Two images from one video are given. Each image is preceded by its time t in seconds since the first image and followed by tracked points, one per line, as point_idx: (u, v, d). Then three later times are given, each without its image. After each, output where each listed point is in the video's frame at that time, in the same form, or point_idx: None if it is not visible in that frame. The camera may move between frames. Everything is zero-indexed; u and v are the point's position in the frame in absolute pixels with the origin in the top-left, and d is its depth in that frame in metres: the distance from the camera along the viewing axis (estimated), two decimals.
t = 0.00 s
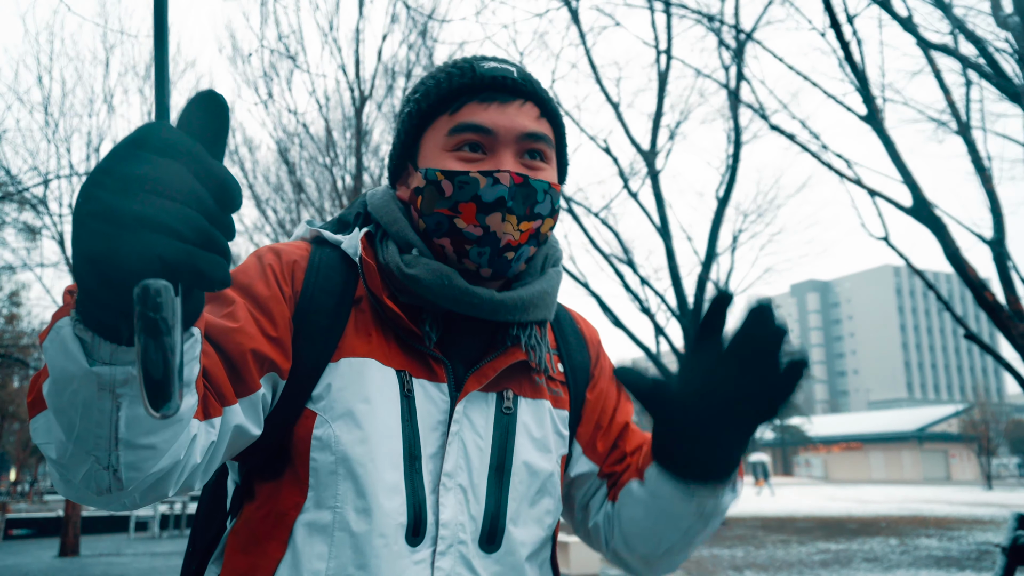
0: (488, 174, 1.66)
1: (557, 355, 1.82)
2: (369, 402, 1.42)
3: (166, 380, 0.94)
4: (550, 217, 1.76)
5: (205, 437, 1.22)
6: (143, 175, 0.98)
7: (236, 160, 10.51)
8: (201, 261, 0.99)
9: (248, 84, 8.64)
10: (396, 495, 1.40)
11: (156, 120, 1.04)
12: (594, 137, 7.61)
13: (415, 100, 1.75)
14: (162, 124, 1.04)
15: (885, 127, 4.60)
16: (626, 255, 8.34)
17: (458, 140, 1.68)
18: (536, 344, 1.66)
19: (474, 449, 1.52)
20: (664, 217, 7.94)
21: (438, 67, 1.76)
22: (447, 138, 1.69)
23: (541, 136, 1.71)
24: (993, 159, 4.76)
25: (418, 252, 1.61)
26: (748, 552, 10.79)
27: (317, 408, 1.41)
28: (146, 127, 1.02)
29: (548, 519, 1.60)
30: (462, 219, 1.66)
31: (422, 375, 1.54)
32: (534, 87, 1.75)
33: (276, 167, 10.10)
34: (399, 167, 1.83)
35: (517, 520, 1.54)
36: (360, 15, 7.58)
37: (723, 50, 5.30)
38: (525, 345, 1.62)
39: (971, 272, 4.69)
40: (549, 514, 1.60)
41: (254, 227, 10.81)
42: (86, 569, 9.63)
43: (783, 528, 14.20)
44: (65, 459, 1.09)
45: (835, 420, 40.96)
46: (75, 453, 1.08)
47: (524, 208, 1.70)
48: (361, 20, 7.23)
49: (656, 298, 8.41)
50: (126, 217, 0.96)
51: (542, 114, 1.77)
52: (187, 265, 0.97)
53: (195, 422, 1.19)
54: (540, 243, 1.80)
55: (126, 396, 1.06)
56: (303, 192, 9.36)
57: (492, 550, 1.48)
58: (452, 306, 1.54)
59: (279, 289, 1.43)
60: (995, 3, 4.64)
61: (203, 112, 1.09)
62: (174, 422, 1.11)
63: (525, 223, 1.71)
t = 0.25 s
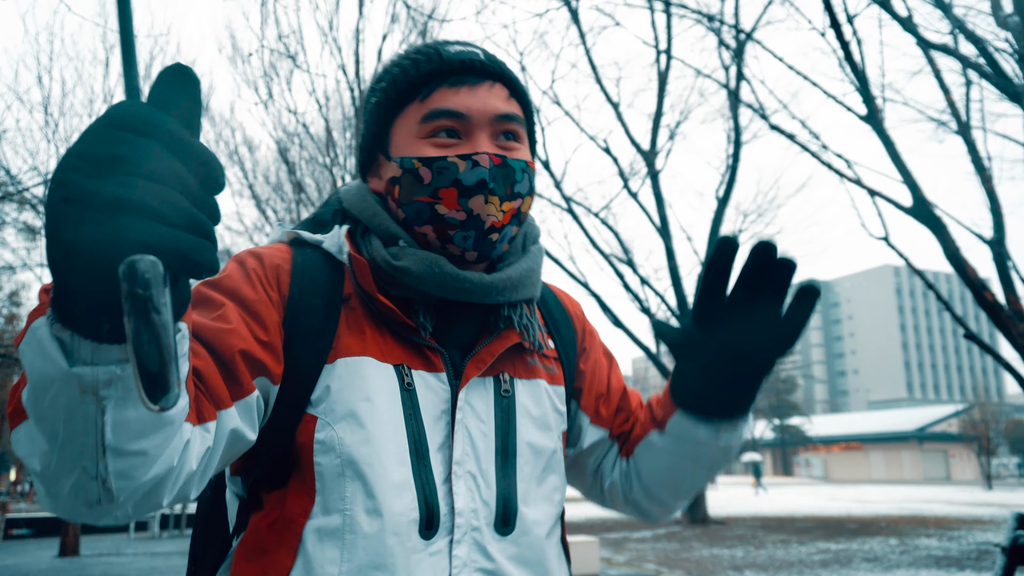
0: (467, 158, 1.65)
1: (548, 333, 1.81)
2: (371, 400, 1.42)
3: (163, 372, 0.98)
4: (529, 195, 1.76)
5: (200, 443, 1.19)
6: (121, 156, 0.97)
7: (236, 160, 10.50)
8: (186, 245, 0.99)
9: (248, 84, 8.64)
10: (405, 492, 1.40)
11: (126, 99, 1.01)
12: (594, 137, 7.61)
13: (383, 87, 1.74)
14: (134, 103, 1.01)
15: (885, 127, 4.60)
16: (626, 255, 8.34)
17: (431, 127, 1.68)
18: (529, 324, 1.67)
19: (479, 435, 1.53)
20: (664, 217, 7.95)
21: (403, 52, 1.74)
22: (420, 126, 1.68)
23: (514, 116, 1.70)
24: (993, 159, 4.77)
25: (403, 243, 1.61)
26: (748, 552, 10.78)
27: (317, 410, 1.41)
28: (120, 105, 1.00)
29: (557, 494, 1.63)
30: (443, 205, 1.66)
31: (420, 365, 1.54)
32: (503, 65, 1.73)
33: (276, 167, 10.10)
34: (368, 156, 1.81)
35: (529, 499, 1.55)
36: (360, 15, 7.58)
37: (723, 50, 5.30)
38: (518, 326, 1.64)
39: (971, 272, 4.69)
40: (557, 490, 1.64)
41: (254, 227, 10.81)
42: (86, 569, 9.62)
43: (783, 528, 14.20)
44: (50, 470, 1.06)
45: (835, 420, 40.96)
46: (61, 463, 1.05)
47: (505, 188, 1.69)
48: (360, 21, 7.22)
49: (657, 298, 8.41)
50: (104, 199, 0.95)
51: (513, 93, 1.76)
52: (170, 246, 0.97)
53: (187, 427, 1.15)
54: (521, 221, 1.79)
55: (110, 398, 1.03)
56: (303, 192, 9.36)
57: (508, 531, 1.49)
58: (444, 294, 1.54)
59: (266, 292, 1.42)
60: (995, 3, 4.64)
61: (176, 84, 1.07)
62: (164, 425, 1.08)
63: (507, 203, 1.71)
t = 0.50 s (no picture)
0: (466, 189, 1.66)
1: (537, 314, 1.84)
2: (357, 421, 1.42)
3: (168, 427, 1.04)
4: (512, 216, 1.80)
5: (201, 489, 1.23)
6: (105, 199, 0.94)
7: (236, 160, 10.52)
8: (181, 286, 0.98)
9: (248, 84, 8.67)
10: (406, 504, 1.41)
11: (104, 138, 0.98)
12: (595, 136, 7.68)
13: (364, 95, 1.66)
14: (114, 142, 0.99)
15: (885, 127, 4.61)
16: (626, 255, 8.35)
17: (423, 147, 1.64)
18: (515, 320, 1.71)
19: (482, 431, 1.54)
20: (663, 217, 7.95)
21: (386, 57, 1.69)
22: (411, 144, 1.64)
23: (507, 131, 1.68)
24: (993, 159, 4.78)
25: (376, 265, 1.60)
26: (748, 552, 10.78)
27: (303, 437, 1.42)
28: (98, 146, 0.97)
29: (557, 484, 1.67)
30: (438, 236, 1.68)
31: (411, 367, 1.54)
32: (490, 74, 1.71)
33: (276, 167, 10.10)
34: (340, 167, 1.74)
35: (533, 492, 1.59)
36: (360, 15, 7.58)
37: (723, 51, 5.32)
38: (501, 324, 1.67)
39: (971, 272, 4.69)
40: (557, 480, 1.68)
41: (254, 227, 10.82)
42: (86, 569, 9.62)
43: (782, 528, 14.19)
44: (52, 533, 1.04)
45: (835, 420, 40.95)
46: (63, 523, 1.04)
47: (501, 216, 1.73)
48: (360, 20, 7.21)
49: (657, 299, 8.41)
50: (91, 246, 0.92)
51: (501, 100, 1.74)
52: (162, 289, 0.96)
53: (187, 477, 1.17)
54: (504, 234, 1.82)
55: (112, 451, 1.02)
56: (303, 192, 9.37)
57: (520, 526, 1.52)
58: (421, 311, 1.56)
59: (239, 321, 1.39)
60: (994, 3, 4.65)
61: (154, 117, 1.06)
62: (167, 477, 1.09)
63: (501, 231, 1.76)
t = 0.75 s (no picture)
0: (486, 164, 1.67)
1: (536, 313, 1.86)
2: (363, 418, 1.44)
3: (166, 472, 0.93)
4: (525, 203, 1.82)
5: (200, 504, 1.22)
6: (93, 245, 0.94)
7: (236, 160, 10.54)
8: (171, 327, 0.97)
9: (248, 84, 8.69)
10: (415, 501, 1.41)
11: (91, 182, 0.98)
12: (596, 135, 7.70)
13: (381, 75, 1.68)
14: (101, 187, 0.99)
15: (885, 127, 4.62)
16: (626, 255, 8.35)
17: (443, 125, 1.66)
18: (519, 317, 1.71)
19: (483, 429, 1.56)
20: (664, 217, 7.96)
21: (402, 42, 1.72)
22: (432, 122, 1.66)
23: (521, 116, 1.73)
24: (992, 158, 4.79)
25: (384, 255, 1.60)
26: (748, 552, 10.78)
27: (309, 436, 1.43)
28: (88, 187, 0.98)
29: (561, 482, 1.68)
30: (458, 212, 1.68)
31: (415, 366, 1.56)
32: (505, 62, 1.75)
33: (276, 167, 10.12)
34: (353, 150, 1.76)
35: (536, 489, 1.60)
36: (361, 15, 7.59)
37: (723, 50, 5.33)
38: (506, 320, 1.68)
39: (971, 272, 4.70)
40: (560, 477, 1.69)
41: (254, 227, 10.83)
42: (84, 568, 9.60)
43: (781, 528, 14.18)
44: (54, 562, 1.06)
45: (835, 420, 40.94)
46: (63, 553, 1.05)
47: (519, 195, 1.75)
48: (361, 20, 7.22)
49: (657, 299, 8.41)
50: (80, 292, 0.93)
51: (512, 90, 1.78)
52: (153, 332, 0.95)
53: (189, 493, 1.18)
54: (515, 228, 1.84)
55: (110, 484, 1.05)
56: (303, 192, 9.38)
57: (524, 525, 1.53)
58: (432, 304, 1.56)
59: (240, 326, 1.41)
60: (994, 3, 4.67)
61: (137, 161, 1.03)
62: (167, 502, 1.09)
63: (517, 211, 1.77)
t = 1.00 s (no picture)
0: (476, 158, 1.67)
1: (534, 312, 1.87)
2: (361, 411, 1.44)
3: (158, 456, 0.98)
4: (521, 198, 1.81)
5: (201, 495, 1.22)
6: (92, 229, 0.94)
7: (236, 160, 10.54)
8: (169, 311, 0.97)
9: (248, 84, 8.68)
10: (411, 495, 1.41)
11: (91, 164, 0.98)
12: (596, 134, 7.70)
13: (371, 71, 1.69)
14: (100, 170, 0.98)
15: (885, 128, 4.62)
16: (626, 255, 8.35)
17: (433, 121, 1.67)
18: (518, 314, 1.71)
19: (481, 425, 1.56)
20: (663, 217, 7.95)
21: (392, 37, 1.72)
22: (422, 118, 1.67)
23: (513, 110, 1.72)
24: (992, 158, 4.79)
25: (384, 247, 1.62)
26: (748, 552, 10.78)
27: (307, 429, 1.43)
28: (85, 171, 0.97)
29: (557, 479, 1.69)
30: (448, 206, 1.68)
31: (414, 360, 1.56)
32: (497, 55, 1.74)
33: (276, 168, 10.12)
34: (349, 147, 1.77)
35: (535, 486, 1.60)
36: (361, 15, 7.59)
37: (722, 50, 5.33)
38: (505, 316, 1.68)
39: (971, 272, 4.70)
40: (557, 475, 1.69)
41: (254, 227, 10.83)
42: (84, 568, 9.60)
43: (782, 528, 14.18)
44: (53, 551, 1.06)
45: (835, 420, 40.94)
46: (63, 540, 1.05)
47: (512, 190, 1.74)
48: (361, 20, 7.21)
49: (657, 299, 8.41)
50: (79, 277, 0.93)
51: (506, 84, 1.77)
52: (153, 317, 0.96)
53: (187, 484, 1.17)
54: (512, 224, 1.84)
55: (109, 470, 1.04)
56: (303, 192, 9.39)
57: (522, 520, 1.53)
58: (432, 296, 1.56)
59: (240, 318, 1.41)
60: (994, 3, 4.67)
61: (135, 143, 1.02)
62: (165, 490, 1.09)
63: (510, 206, 1.76)
